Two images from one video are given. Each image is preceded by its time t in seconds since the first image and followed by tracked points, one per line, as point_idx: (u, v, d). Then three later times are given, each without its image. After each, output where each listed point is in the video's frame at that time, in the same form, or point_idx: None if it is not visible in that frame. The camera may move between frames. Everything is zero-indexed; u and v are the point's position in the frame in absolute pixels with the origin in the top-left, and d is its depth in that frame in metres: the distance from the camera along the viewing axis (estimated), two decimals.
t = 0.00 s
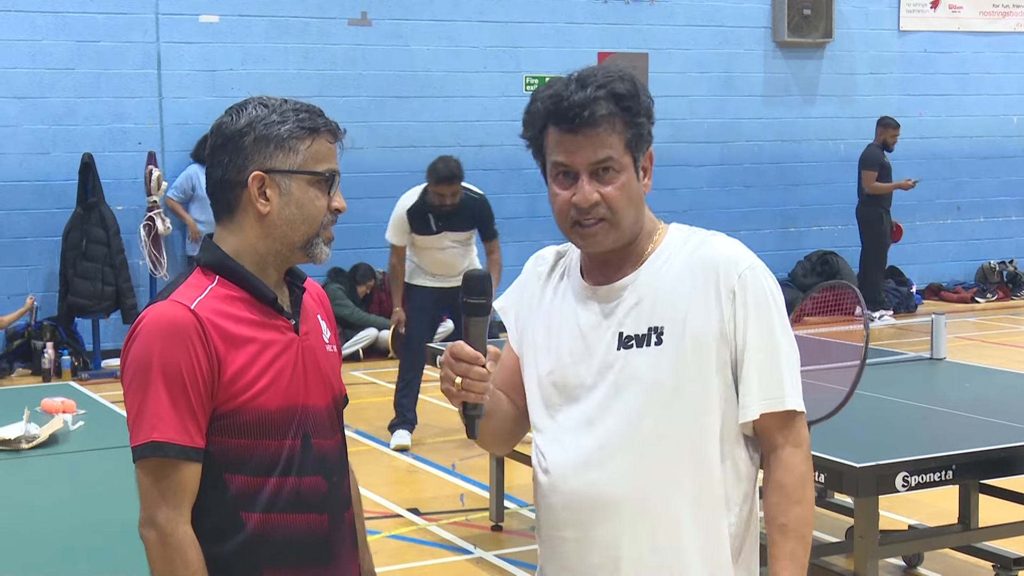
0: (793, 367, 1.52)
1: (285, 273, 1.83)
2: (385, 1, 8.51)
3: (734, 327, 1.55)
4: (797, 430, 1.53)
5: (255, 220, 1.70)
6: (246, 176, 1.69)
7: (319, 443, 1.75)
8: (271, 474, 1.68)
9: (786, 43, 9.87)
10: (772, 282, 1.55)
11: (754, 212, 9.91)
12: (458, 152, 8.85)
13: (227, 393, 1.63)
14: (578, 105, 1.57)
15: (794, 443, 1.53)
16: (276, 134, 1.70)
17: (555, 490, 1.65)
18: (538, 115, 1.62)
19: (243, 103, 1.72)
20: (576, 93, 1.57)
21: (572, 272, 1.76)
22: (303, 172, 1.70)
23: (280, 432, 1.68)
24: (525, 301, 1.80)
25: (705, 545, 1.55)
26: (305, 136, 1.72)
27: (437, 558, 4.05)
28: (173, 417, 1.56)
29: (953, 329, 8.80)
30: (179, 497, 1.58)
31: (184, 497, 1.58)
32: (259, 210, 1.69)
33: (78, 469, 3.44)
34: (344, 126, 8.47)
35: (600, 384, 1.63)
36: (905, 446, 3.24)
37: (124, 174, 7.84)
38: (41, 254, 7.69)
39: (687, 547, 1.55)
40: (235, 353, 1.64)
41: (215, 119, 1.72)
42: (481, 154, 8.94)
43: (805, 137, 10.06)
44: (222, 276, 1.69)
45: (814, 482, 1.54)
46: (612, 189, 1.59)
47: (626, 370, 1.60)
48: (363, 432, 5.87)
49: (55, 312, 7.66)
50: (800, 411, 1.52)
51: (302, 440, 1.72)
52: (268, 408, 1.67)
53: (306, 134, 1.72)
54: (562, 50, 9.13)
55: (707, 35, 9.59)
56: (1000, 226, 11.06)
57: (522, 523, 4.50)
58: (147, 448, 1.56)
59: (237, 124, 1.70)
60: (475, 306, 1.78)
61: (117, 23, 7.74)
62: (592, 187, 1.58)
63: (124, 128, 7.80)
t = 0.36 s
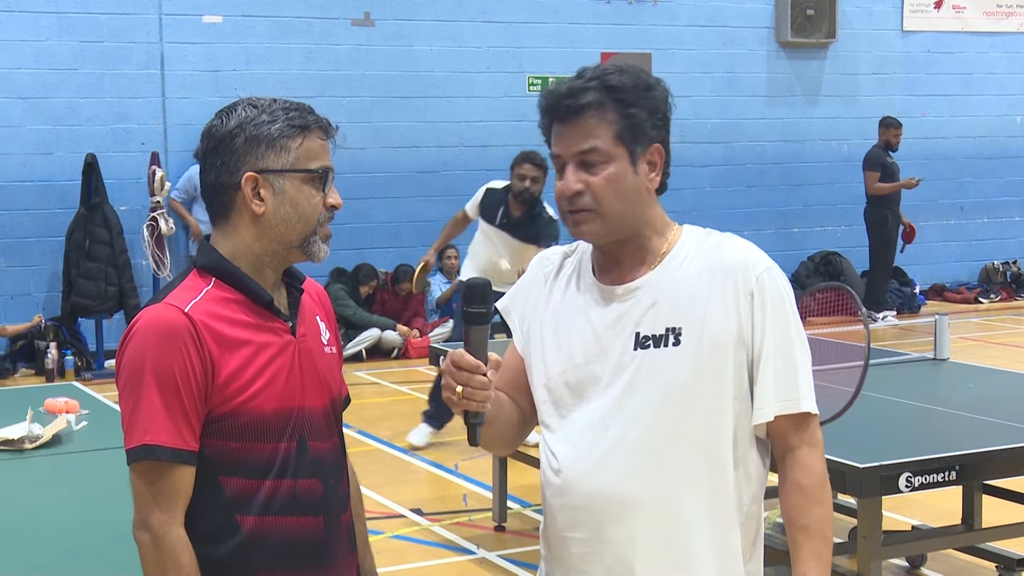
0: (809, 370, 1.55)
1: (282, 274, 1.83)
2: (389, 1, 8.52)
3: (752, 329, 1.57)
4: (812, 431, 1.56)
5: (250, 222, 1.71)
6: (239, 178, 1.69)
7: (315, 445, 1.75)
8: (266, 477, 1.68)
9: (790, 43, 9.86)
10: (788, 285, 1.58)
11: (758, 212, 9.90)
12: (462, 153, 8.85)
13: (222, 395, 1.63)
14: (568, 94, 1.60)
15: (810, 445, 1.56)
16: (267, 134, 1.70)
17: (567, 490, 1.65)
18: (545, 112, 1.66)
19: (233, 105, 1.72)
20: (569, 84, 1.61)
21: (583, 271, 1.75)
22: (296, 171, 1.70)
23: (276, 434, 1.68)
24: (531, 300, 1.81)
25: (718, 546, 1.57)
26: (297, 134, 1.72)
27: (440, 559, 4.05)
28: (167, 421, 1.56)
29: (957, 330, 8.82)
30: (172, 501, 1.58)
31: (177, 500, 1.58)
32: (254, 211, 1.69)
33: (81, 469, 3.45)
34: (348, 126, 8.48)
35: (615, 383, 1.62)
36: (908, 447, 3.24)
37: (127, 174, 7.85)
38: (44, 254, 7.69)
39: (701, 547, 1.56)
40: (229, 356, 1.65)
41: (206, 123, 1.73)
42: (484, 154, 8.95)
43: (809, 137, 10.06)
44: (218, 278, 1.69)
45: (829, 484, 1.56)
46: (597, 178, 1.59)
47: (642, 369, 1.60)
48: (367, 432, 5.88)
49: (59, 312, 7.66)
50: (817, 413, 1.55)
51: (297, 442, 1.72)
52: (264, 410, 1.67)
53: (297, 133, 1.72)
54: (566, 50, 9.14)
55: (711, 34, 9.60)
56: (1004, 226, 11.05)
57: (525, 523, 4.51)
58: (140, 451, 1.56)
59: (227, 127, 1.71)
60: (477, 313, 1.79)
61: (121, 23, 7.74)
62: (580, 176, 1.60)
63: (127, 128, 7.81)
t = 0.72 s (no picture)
0: (820, 384, 1.57)
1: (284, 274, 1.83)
2: (390, 1, 8.52)
3: (766, 337, 1.58)
4: (819, 445, 1.59)
5: (251, 223, 1.71)
6: (239, 179, 1.69)
7: (315, 446, 1.74)
8: (264, 479, 1.68)
9: (791, 43, 9.87)
10: (805, 294, 1.59)
11: (758, 212, 9.89)
12: (463, 153, 8.85)
13: (219, 399, 1.63)
14: (582, 82, 1.64)
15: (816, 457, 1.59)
16: (266, 134, 1.70)
17: (572, 483, 1.67)
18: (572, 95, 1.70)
19: (230, 106, 1.72)
20: (587, 71, 1.64)
21: (603, 264, 1.75)
22: (296, 170, 1.70)
23: (274, 436, 1.68)
24: (552, 286, 1.80)
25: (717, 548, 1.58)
26: (296, 133, 1.72)
27: (442, 559, 4.05)
28: (162, 425, 1.56)
29: (957, 330, 8.83)
30: (168, 506, 1.58)
31: (173, 505, 1.58)
32: (255, 212, 1.69)
33: (82, 469, 3.45)
34: (349, 126, 8.48)
35: (625, 378, 1.63)
36: (909, 447, 3.24)
37: (128, 174, 7.85)
38: (45, 255, 7.69)
39: (699, 548, 1.58)
40: (226, 359, 1.65)
41: (203, 124, 1.73)
42: (485, 155, 8.95)
43: (810, 138, 10.06)
44: (217, 281, 1.69)
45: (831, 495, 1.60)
46: (598, 166, 1.62)
47: (652, 367, 1.60)
48: (369, 432, 5.88)
49: (59, 312, 7.66)
50: (825, 428, 1.57)
51: (297, 444, 1.72)
52: (262, 413, 1.67)
53: (296, 132, 1.72)
54: (567, 50, 9.14)
55: (713, 35, 9.61)
56: (1005, 227, 11.04)
57: (526, 524, 4.50)
58: (135, 456, 1.56)
59: (226, 127, 1.71)
60: (478, 300, 1.82)
61: (122, 23, 7.74)
62: (583, 163, 1.63)
63: (128, 128, 7.81)
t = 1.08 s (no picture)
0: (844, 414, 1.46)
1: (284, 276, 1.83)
2: (389, 4, 8.52)
3: (788, 360, 1.49)
4: (842, 479, 1.48)
5: (251, 228, 1.70)
6: (242, 184, 1.69)
7: (317, 447, 1.74)
8: (267, 480, 1.68)
9: (790, 46, 9.87)
10: (837, 317, 1.48)
11: (757, 216, 9.89)
12: (463, 156, 8.86)
13: (221, 400, 1.63)
14: (639, 74, 1.62)
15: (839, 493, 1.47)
16: (273, 142, 1.70)
17: (590, 488, 1.65)
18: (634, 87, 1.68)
19: (241, 110, 1.72)
20: (647, 64, 1.63)
21: (645, 264, 1.74)
22: (300, 181, 1.70)
23: (276, 437, 1.68)
24: (599, 279, 1.80)
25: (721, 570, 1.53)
26: (302, 144, 1.72)
27: (441, 563, 4.05)
28: (164, 426, 1.56)
29: (957, 332, 8.84)
30: (170, 507, 1.57)
31: (175, 507, 1.58)
32: (256, 218, 1.69)
33: (81, 473, 3.45)
34: (348, 129, 8.48)
35: (645, 388, 1.60)
36: (908, 450, 3.24)
37: (128, 177, 7.85)
38: (45, 258, 7.69)
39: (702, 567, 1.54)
40: (227, 360, 1.64)
41: (213, 125, 1.73)
42: (485, 158, 8.95)
43: (810, 141, 10.06)
44: (218, 284, 1.69)
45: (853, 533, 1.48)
46: (641, 160, 1.60)
47: (668, 379, 1.56)
48: (368, 435, 5.88)
49: (59, 316, 7.66)
50: (847, 460, 1.46)
51: (299, 444, 1.72)
52: (263, 413, 1.67)
53: (303, 142, 1.72)
54: (567, 53, 9.14)
55: (712, 38, 9.62)
56: (1004, 230, 11.03)
57: (525, 527, 4.50)
58: (137, 458, 1.56)
59: (235, 130, 1.70)
60: (497, 303, 1.73)
61: (122, 26, 7.75)
62: (628, 155, 1.62)
63: (128, 131, 7.81)
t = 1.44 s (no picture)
0: (849, 418, 1.42)
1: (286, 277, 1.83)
2: (385, 7, 8.51)
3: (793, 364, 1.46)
4: (852, 487, 1.43)
5: (252, 227, 1.71)
6: (241, 182, 1.69)
7: (318, 449, 1.74)
8: (269, 480, 1.67)
9: (785, 49, 9.89)
10: (844, 319, 1.44)
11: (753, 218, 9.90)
12: (458, 159, 8.86)
13: (225, 399, 1.63)
14: (632, 97, 1.60)
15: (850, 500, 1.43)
16: (268, 138, 1.70)
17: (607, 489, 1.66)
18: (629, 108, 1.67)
19: (234, 111, 1.73)
20: (638, 84, 1.61)
21: (664, 277, 1.74)
22: (299, 175, 1.70)
23: (279, 438, 1.68)
24: (631, 287, 1.81)
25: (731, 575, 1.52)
26: (299, 138, 1.72)
27: (437, 565, 4.05)
28: (168, 424, 1.56)
29: (953, 334, 8.86)
30: (172, 505, 1.57)
31: (177, 504, 1.57)
32: (256, 215, 1.69)
33: (78, 475, 3.44)
34: (344, 132, 8.48)
35: (657, 393, 1.60)
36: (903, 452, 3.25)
37: (123, 180, 7.84)
38: (39, 260, 7.67)
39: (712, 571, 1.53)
40: (232, 360, 1.65)
41: (207, 128, 1.73)
42: (480, 160, 8.94)
43: (805, 143, 10.07)
44: (221, 283, 1.69)
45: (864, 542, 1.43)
46: (645, 183, 1.59)
47: (678, 382, 1.57)
48: (364, 437, 5.87)
49: (53, 318, 7.65)
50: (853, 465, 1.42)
51: (301, 446, 1.71)
52: (266, 414, 1.67)
53: (299, 136, 1.72)
54: (562, 55, 9.15)
55: (707, 40, 9.64)
56: (999, 232, 11.05)
57: (521, 529, 4.50)
58: (140, 455, 1.56)
59: (229, 131, 1.71)
60: (502, 311, 1.77)
61: (117, 28, 7.74)
62: (633, 179, 1.61)
63: (124, 133, 7.80)
